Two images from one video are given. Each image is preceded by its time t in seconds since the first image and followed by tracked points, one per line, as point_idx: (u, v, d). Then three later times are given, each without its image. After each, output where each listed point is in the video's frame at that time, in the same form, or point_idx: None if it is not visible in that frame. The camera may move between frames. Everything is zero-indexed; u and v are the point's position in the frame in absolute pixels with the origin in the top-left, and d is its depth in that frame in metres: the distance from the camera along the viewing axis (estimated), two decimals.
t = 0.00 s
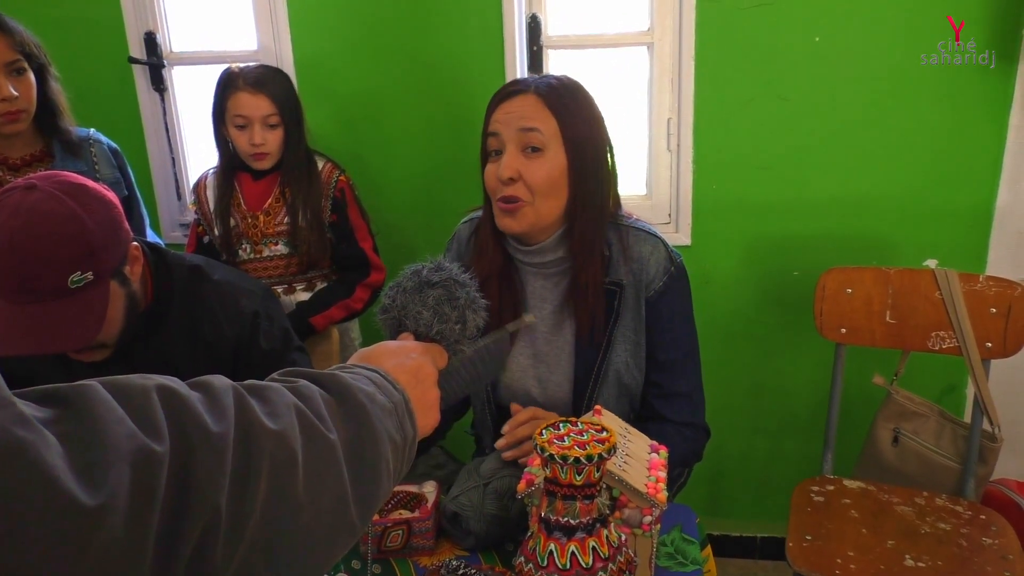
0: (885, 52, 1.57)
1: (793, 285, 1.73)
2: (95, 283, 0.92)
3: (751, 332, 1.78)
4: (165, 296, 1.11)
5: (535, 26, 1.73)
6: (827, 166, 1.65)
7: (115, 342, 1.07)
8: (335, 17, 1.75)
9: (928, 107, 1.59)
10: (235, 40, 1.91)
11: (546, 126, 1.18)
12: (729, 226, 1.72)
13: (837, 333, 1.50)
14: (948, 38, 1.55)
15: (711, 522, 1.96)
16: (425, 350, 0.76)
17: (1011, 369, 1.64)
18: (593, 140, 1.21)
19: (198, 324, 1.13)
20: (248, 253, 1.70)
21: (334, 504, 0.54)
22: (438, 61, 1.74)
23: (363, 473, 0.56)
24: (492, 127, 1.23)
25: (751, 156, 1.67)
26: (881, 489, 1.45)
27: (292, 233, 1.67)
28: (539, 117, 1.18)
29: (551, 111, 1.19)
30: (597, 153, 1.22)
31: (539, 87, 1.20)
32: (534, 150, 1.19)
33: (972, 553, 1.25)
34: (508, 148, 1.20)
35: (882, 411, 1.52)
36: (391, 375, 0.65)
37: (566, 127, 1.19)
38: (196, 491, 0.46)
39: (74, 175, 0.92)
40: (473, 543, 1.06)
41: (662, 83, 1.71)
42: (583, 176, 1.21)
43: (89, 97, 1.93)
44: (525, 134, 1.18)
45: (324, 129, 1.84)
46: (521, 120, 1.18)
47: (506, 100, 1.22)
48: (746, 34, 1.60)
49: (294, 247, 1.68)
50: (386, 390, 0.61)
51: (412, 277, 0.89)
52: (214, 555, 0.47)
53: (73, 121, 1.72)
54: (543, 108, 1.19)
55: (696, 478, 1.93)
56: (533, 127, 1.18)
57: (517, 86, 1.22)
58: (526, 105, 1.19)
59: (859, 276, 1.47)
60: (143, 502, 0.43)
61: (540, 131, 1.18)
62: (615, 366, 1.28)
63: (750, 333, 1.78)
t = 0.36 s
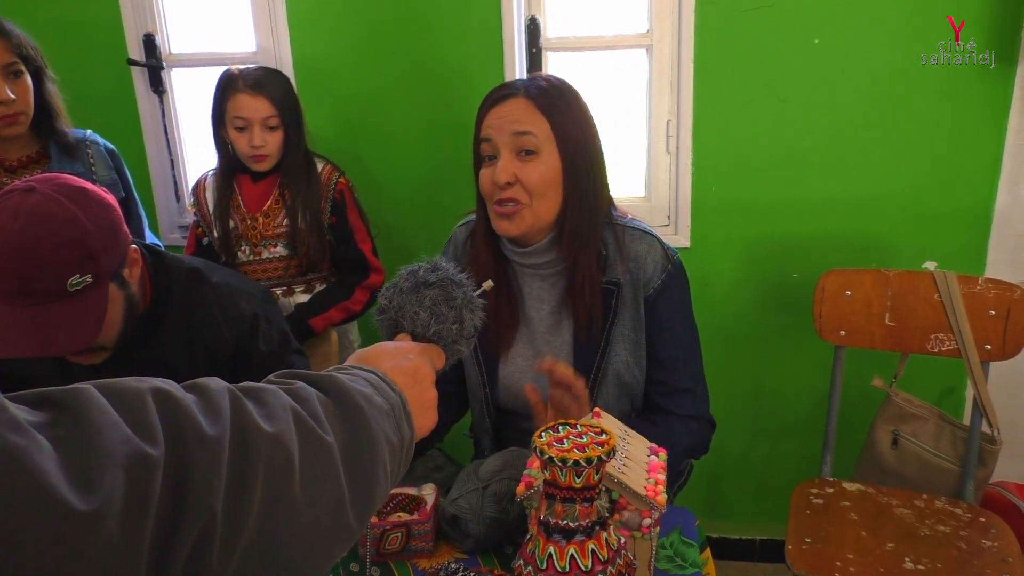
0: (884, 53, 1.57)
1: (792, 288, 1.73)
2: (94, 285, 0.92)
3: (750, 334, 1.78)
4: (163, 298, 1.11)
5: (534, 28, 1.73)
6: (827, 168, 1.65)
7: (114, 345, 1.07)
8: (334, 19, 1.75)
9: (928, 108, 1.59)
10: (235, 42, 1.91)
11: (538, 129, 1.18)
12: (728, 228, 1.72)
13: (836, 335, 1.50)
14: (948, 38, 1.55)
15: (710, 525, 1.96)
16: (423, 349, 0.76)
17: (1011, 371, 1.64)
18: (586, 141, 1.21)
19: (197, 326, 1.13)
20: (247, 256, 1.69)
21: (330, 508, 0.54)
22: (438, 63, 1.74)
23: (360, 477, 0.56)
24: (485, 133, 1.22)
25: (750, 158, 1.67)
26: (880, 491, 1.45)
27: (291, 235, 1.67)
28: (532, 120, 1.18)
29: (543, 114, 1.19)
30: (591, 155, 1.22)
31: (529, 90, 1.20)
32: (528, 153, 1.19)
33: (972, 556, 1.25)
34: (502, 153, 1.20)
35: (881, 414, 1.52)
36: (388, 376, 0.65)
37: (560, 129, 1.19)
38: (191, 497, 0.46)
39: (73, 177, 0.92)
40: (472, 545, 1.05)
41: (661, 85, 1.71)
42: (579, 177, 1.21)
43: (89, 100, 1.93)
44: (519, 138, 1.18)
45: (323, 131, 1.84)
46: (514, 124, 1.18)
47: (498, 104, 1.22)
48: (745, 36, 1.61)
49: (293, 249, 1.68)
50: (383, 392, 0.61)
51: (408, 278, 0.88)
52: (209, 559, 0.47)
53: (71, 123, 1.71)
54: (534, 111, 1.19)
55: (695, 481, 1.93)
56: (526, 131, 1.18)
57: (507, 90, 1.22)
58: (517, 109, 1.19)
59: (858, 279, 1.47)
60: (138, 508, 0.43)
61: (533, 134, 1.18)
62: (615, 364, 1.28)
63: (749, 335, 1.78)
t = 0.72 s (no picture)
0: (883, 54, 1.57)
1: (791, 290, 1.73)
2: (93, 289, 0.92)
3: (749, 335, 1.78)
4: (162, 302, 1.11)
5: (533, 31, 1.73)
6: (826, 170, 1.66)
7: (112, 348, 1.07)
8: (333, 21, 1.75)
9: (927, 109, 1.59)
10: (234, 45, 1.91)
11: (539, 131, 1.18)
12: (727, 231, 1.72)
13: (835, 337, 1.50)
14: (948, 38, 1.55)
15: (709, 527, 1.95)
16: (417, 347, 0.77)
17: (1010, 373, 1.64)
18: (587, 143, 1.22)
19: (196, 329, 1.13)
20: (246, 258, 1.69)
21: (328, 509, 0.54)
22: (437, 65, 1.74)
23: (358, 477, 0.56)
24: (485, 135, 1.23)
25: (749, 160, 1.67)
26: (880, 493, 1.45)
27: (290, 237, 1.67)
28: (532, 122, 1.18)
29: (544, 115, 1.19)
30: (592, 156, 1.22)
31: (530, 91, 1.20)
32: (529, 155, 1.19)
33: (972, 558, 1.25)
34: (503, 155, 1.20)
35: (879, 416, 1.53)
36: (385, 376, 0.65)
37: (560, 131, 1.19)
38: (188, 499, 0.46)
39: (72, 181, 0.92)
40: (472, 547, 1.05)
41: (659, 88, 1.71)
42: (580, 178, 1.21)
43: (88, 103, 1.93)
44: (519, 140, 1.18)
45: (323, 133, 1.84)
46: (515, 126, 1.18)
47: (499, 106, 1.22)
48: (744, 38, 1.61)
49: (292, 251, 1.68)
50: (381, 393, 0.61)
51: (404, 278, 0.88)
52: (207, 561, 0.47)
53: (71, 127, 1.72)
54: (535, 112, 1.19)
55: (694, 483, 1.93)
56: (527, 133, 1.18)
57: (507, 92, 1.22)
58: (518, 111, 1.19)
59: (857, 281, 1.47)
60: (135, 511, 0.43)
61: (534, 136, 1.18)
62: (617, 366, 1.27)
63: (748, 337, 1.78)
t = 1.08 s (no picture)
0: (883, 55, 1.57)
1: (790, 292, 1.73)
2: (92, 291, 0.92)
3: (748, 337, 1.78)
4: (160, 304, 1.11)
5: (531, 33, 1.73)
6: (825, 172, 1.66)
7: (111, 351, 1.07)
8: (332, 23, 1.75)
9: (927, 110, 1.59)
10: (233, 47, 1.91)
11: (541, 137, 1.18)
12: (727, 232, 1.72)
13: (834, 339, 1.50)
14: (948, 38, 1.55)
15: (708, 530, 1.95)
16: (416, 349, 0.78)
17: (1008, 375, 1.64)
18: (590, 150, 1.22)
19: (194, 330, 1.13)
20: (244, 260, 1.69)
21: (325, 512, 0.54)
22: (436, 67, 1.74)
23: (355, 479, 0.56)
24: (487, 142, 1.23)
25: (748, 162, 1.67)
26: (879, 495, 1.45)
27: (289, 239, 1.67)
28: (534, 129, 1.18)
29: (546, 122, 1.19)
30: (595, 163, 1.23)
31: (531, 98, 1.20)
32: (533, 162, 1.19)
33: (970, 560, 1.25)
34: (506, 162, 1.20)
35: (879, 418, 1.53)
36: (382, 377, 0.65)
37: (563, 137, 1.19)
38: (184, 503, 0.46)
39: (71, 183, 0.92)
40: (472, 547, 1.05)
41: (659, 90, 1.71)
42: (582, 184, 1.21)
43: (87, 105, 1.93)
44: (523, 147, 1.18)
45: (322, 136, 1.84)
46: (517, 133, 1.18)
47: (500, 113, 1.22)
48: (743, 40, 1.61)
49: (291, 253, 1.68)
50: (378, 395, 0.61)
51: (401, 279, 0.88)
52: (202, 565, 0.47)
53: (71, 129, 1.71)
54: (537, 119, 1.19)
55: (694, 486, 1.93)
56: (529, 139, 1.18)
57: (508, 99, 1.22)
58: (519, 118, 1.19)
59: (857, 283, 1.47)
60: (131, 514, 0.43)
61: (536, 143, 1.18)
62: (621, 374, 1.26)
63: (747, 339, 1.78)
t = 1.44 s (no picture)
0: (882, 56, 1.57)
1: (790, 293, 1.73)
2: (89, 294, 0.92)
3: (747, 339, 1.78)
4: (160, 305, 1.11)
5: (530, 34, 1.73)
6: (824, 172, 1.65)
7: (110, 352, 1.07)
8: (332, 24, 1.75)
9: (926, 111, 1.59)
10: (232, 47, 1.90)
11: (542, 143, 1.18)
12: (726, 233, 1.72)
13: (834, 340, 1.50)
14: (948, 38, 1.55)
15: (707, 531, 1.95)
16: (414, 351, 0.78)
17: (1008, 376, 1.64)
18: (592, 155, 1.22)
19: (193, 331, 1.13)
20: (243, 261, 1.69)
21: (323, 514, 0.54)
22: (435, 68, 1.74)
23: (353, 481, 0.56)
24: (488, 147, 1.22)
25: (747, 163, 1.67)
26: (878, 497, 1.45)
27: (287, 240, 1.67)
28: (535, 134, 1.18)
29: (547, 127, 1.19)
30: (596, 168, 1.23)
31: (532, 103, 1.20)
32: (534, 167, 1.19)
33: (970, 561, 1.25)
34: (507, 168, 1.20)
35: (877, 420, 1.53)
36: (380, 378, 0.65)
37: (564, 142, 1.19)
38: (181, 505, 0.45)
39: (68, 186, 0.91)
40: (473, 552, 1.04)
41: (658, 91, 1.71)
42: (583, 189, 1.21)
43: (86, 106, 1.93)
44: (523, 153, 1.18)
45: (321, 137, 1.84)
46: (518, 139, 1.18)
47: (501, 118, 1.21)
48: (742, 41, 1.61)
49: (289, 255, 1.68)
50: (377, 397, 0.61)
51: (400, 281, 0.88)
52: (199, 569, 0.47)
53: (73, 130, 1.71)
54: (538, 124, 1.18)
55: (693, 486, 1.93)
56: (530, 145, 1.18)
57: (509, 104, 1.21)
58: (520, 123, 1.19)
59: (856, 284, 1.47)
60: (128, 517, 0.43)
61: (537, 149, 1.18)
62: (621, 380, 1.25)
63: (747, 340, 1.78)
